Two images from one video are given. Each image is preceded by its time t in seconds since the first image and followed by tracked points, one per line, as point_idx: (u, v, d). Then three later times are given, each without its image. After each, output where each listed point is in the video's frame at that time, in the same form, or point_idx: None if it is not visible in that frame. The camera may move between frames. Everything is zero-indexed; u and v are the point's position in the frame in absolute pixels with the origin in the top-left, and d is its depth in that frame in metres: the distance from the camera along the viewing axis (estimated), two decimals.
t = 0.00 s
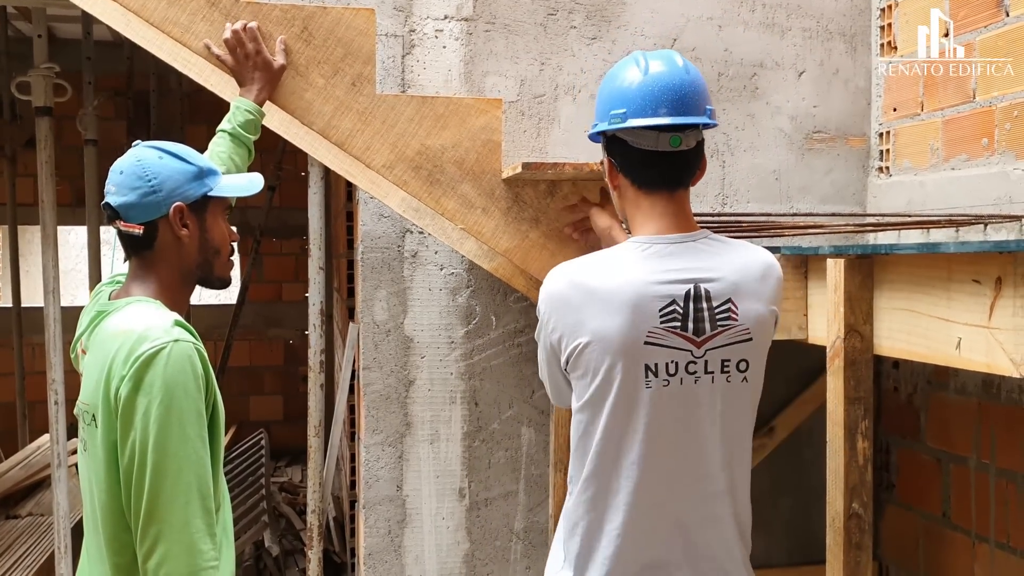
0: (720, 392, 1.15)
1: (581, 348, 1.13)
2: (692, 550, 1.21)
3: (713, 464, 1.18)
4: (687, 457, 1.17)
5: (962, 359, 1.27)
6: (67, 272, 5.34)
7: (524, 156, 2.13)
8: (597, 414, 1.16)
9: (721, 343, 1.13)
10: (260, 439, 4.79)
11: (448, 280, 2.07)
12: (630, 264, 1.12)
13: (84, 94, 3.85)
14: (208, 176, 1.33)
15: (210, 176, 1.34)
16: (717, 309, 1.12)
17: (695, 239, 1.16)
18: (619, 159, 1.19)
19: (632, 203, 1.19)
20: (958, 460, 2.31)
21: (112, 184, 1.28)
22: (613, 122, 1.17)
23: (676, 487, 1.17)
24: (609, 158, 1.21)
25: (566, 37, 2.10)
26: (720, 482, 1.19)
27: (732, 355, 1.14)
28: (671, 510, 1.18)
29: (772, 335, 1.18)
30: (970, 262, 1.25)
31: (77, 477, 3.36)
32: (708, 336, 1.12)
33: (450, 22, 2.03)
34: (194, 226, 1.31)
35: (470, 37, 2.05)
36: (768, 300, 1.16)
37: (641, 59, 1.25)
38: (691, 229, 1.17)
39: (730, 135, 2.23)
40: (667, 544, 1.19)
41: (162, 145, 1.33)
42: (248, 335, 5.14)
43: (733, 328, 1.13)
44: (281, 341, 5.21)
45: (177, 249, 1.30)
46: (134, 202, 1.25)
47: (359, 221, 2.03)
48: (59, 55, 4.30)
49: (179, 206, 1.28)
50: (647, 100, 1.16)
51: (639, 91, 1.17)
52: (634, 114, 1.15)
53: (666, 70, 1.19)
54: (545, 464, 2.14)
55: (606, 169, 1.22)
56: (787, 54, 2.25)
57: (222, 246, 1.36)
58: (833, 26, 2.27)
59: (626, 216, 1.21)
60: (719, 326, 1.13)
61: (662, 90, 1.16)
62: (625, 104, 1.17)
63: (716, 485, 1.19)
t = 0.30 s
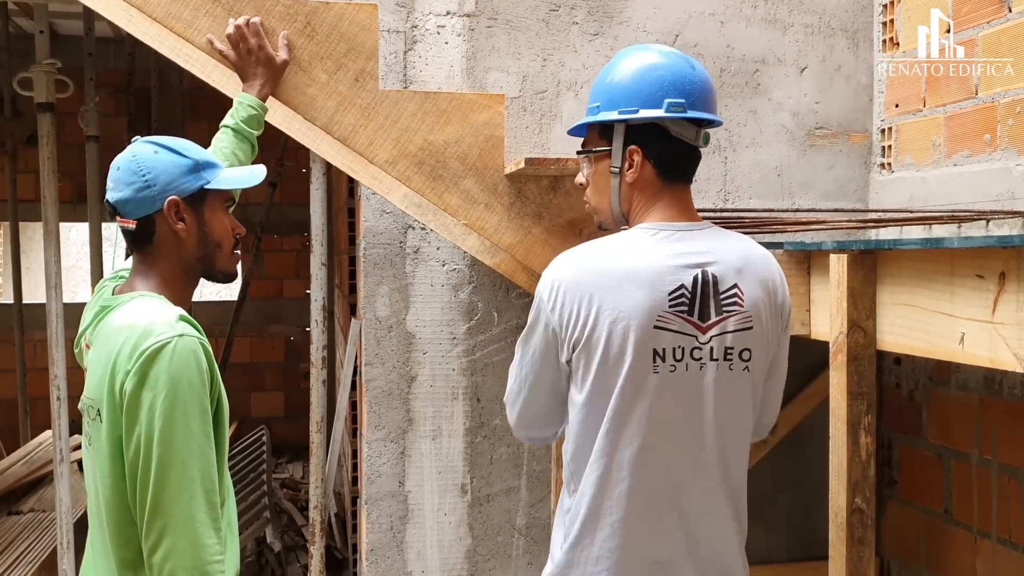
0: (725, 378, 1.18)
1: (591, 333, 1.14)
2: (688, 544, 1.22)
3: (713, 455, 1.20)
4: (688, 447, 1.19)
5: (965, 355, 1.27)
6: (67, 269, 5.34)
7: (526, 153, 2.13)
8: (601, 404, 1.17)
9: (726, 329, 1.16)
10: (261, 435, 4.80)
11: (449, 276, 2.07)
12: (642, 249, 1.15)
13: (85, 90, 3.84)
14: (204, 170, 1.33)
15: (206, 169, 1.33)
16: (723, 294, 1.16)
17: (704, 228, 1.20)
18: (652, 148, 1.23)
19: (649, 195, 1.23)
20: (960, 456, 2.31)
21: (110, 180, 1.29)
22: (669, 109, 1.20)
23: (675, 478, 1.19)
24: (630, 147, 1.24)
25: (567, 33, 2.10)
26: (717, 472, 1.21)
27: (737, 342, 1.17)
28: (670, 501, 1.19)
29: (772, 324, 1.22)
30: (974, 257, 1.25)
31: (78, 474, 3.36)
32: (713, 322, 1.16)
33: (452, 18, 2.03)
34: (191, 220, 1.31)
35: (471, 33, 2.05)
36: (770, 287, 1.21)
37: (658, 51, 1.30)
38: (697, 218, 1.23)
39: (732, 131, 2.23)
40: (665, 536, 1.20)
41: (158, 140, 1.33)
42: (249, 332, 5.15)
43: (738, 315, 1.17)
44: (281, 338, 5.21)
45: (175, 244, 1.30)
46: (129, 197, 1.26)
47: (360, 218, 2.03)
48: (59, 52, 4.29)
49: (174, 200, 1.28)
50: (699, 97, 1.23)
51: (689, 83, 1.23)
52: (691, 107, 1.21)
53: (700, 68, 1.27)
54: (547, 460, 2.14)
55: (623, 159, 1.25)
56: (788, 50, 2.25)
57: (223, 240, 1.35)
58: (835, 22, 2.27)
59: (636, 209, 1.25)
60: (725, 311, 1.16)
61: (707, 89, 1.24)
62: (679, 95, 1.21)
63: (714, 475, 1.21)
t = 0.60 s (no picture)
0: (737, 365, 1.21)
1: (622, 322, 1.13)
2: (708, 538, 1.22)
3: (727, 444, 1.22)
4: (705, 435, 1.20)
5: (973, 351, 1.27)
6: (70, 266, 5.34)
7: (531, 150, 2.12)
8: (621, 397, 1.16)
9: (735, 315, 1.20)
10: (264, 432, 4.80)
11: (454, 273, 2.07)
12: (656, 239, 1.18)
13: (88, 87, 3.84)
14: (207, 166, 1.32)
15: (210, 165, 1.33)
16: (729, 281, 1.20)
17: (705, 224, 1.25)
18: (658, 145, 1.25)
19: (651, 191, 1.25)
20: (965, 453, 2.31)
21: (114, 178, 1.29)
22: (681, 108, 1.23)
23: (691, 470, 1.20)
24: (634, 143, 1.26)
25: (572, 30, 2.09)
26: (733, 462, 1.23)
27: (745, 328, 1.21)
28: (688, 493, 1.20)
29: (780, 313, 1.26)
30: (983, 254, 1.25)
31: (82, 470, 3.37)
32: (722, 309, 1.19)
33: (457, 14, 2.03)
34: (195, 217, 1.31)
35: (476, 30, 2.04)
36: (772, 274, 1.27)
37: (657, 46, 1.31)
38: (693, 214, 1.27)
39: (737, 128, 2.23)
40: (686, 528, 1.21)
41: (161, 137, 1.33)
42: (252, 329, 5.15)
43: (745, 300, 1.21)
44: (284, 335, 5.22)
45: (180, 241, 1.31)
46: (132, 194, 1.26)
47: (365, 215, 2.04)
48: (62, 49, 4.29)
49: (176, 196, 1.28)
50: (703, 96, 1.26)
51: (695, 84, 1.26)
52: (698, 107, 1.25)
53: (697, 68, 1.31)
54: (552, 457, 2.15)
55: (626, 154, 1.26)
56: (794, 47, 2.25)
57: (228, 236, 1.35)
58: (840, 19, 2.27)
59: (637, 204, 1.27)
60: (732, 298, 1.20)
61: (708, 90, 1.28)
62: (687, 94, 1.24)
63: (728, 464, 1.22)
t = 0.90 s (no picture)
0: (736, 354, 1.22)
1: (645, 305, 1.12)
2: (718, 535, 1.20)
3: (732, 437, 1.22)
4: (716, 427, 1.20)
5: (972, 347, 1.27)
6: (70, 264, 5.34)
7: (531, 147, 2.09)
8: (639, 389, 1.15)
9: (731, 304, 1.22)
10: (264, 429, 4.80)
11: (453, 270, 2.07)
12: (660, 228, 1.20)
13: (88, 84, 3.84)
14: (204, 161, 1.32)
15: (207, 161, 1.33)
16: (722, 271, 1.23)
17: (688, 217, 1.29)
18: (638, 140, 1.26)
19: (632, 187, 1.27)
20: (965, 449, 2.31)
21: (110, 174, 1.29)
22: (660, 101, 1.24)
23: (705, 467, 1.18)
24: (614, 137, 1.26)
25: (572, 26, 2.09)
26: (738, 454, 1.22)
27: (741, 317, 1.24)
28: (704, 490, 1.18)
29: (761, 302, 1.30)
30: (982, 251, 1.24)
31: (82, 467, 3.37)
32: (721, 298, 1.21)
33: (456, 11, 2.03)
34: (192, 213, 1.31)
35: (475, 26, 2.04)
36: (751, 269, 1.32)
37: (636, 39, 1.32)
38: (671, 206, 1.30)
39: (737, 125, 2.22)
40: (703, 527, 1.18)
41: (157, 133, 1.33)
42: (252, 326, 5.15)
43: (738, 290, 1.24)
44: (284, 332, 5.22)
45: (178, 237, 1.30)
46: (130, 190, 1.26)
47: (364, 211, 2.04)
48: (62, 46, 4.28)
49: (174, 192, 1.28)
50: (681, 90, 1.28)
51: (673, 79, 1.27)
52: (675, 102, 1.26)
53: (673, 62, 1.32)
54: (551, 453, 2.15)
55: (605, 148, 1.27)
56: (793, 43, 2.24)
57: (225, 231, 1.35)
58: (840, 15, 2.26)
59: (617, 197, 1.28)
60: (726, 287, 1.23)
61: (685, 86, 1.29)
62: (665, 88, 1.25)
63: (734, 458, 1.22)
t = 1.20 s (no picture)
0: (744, 355, 1.22)
1: (662, 310, 1.10)
2: (726, 537, 1.19)
3: (739, 438, 1.21)
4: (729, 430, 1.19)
5: (972, 345, 1.27)
6: (69, 262, 5.34)
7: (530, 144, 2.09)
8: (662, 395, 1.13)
9: (740, 305, 1.22)
10: (264, 427, 4.80)
11: (452, 267, 2.06)
12: (676, 228, 1.16)
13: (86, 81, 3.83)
14: (194, 156, 1.32)
15: (196, 155, 1.32)
16: (733, 273, 1.22)
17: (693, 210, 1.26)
18: (604, 134, 1.21)
19: (615, 181, 1.22)
20: (964, 448, 2.31)
21: (99, 176, 1.27)
22: (612, 94, 1.17)
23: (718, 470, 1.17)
24: (584, 136, 1.23)
25: (570, 23, 2.08)
26: (745, 455, 1.22)
27: (748, 319, 1.24)
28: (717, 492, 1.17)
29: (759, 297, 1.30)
30: (981, 247, 1.24)
31: (80, 465, 3.37)
32: (731, 300, 1.21)
33: (455, 7, 2.02)
34: (188, 209, 1.30)
35: (474, 23, 2.03)
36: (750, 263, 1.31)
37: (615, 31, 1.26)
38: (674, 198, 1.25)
39: (736, 122, 2.22)
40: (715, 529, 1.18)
41: (143, 130, 1.31)
42: (251, 324, 5.15)
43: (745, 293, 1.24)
44: (283, 330, 5.21)
45: (175, 234, 1.30)
46: (124, 191, 1.24)
47: (363, 209, 2.03)
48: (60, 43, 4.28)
49: (168, 189, 1.27)
50: (650, 76, 1.18)
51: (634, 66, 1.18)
52: (634, 89, 1.17)
53: (650, 47, 1.23)
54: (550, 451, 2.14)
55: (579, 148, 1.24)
56: (793, 40, 2.23)
57: (220, 225, 1.35)
58: (840, 12, 2.25)
59: (602, 197, 1.24)
60: (735, 289, 1.22)
61: (656, 69, 1.19)
62: (622, 77, 1.18)
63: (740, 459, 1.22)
